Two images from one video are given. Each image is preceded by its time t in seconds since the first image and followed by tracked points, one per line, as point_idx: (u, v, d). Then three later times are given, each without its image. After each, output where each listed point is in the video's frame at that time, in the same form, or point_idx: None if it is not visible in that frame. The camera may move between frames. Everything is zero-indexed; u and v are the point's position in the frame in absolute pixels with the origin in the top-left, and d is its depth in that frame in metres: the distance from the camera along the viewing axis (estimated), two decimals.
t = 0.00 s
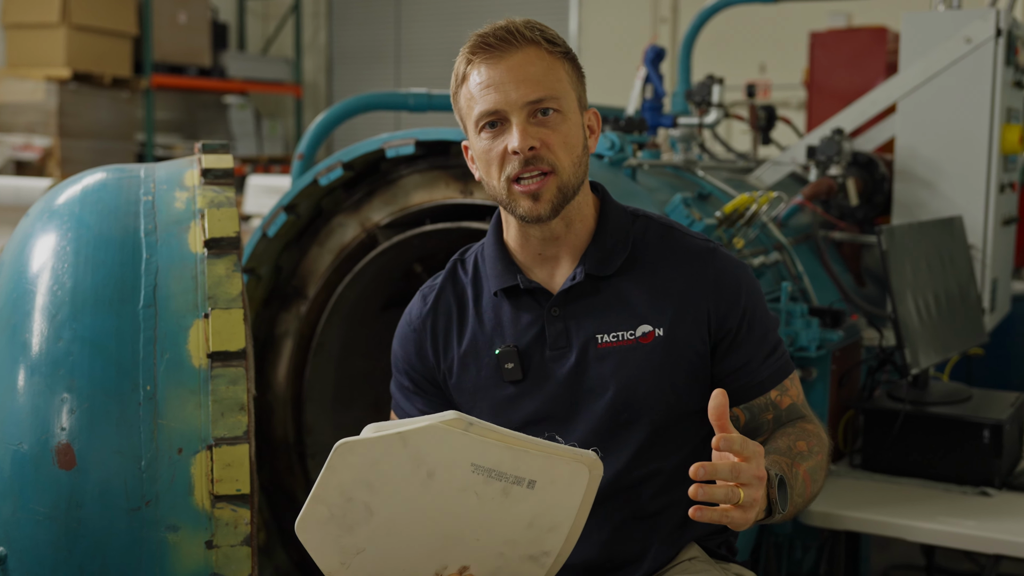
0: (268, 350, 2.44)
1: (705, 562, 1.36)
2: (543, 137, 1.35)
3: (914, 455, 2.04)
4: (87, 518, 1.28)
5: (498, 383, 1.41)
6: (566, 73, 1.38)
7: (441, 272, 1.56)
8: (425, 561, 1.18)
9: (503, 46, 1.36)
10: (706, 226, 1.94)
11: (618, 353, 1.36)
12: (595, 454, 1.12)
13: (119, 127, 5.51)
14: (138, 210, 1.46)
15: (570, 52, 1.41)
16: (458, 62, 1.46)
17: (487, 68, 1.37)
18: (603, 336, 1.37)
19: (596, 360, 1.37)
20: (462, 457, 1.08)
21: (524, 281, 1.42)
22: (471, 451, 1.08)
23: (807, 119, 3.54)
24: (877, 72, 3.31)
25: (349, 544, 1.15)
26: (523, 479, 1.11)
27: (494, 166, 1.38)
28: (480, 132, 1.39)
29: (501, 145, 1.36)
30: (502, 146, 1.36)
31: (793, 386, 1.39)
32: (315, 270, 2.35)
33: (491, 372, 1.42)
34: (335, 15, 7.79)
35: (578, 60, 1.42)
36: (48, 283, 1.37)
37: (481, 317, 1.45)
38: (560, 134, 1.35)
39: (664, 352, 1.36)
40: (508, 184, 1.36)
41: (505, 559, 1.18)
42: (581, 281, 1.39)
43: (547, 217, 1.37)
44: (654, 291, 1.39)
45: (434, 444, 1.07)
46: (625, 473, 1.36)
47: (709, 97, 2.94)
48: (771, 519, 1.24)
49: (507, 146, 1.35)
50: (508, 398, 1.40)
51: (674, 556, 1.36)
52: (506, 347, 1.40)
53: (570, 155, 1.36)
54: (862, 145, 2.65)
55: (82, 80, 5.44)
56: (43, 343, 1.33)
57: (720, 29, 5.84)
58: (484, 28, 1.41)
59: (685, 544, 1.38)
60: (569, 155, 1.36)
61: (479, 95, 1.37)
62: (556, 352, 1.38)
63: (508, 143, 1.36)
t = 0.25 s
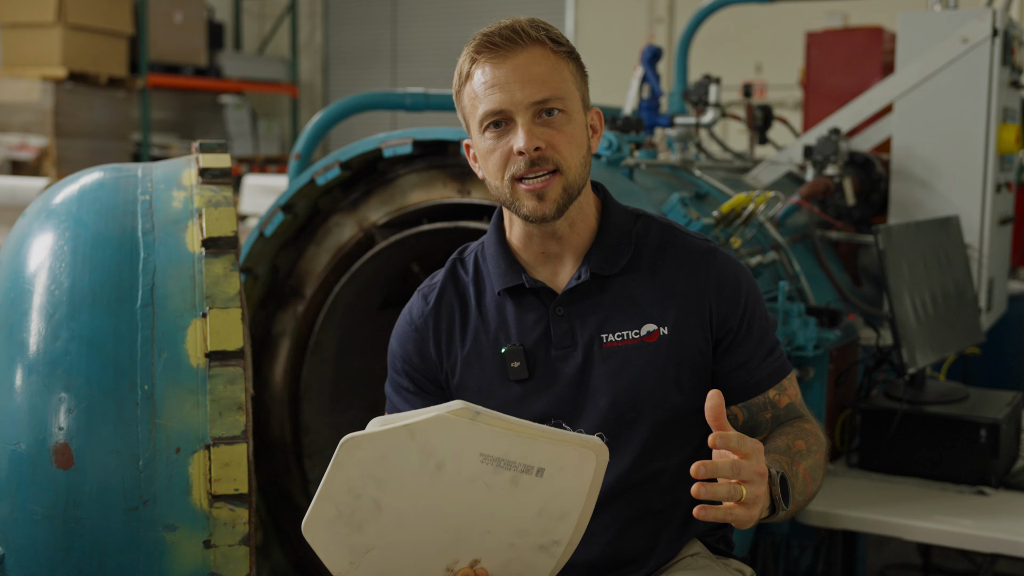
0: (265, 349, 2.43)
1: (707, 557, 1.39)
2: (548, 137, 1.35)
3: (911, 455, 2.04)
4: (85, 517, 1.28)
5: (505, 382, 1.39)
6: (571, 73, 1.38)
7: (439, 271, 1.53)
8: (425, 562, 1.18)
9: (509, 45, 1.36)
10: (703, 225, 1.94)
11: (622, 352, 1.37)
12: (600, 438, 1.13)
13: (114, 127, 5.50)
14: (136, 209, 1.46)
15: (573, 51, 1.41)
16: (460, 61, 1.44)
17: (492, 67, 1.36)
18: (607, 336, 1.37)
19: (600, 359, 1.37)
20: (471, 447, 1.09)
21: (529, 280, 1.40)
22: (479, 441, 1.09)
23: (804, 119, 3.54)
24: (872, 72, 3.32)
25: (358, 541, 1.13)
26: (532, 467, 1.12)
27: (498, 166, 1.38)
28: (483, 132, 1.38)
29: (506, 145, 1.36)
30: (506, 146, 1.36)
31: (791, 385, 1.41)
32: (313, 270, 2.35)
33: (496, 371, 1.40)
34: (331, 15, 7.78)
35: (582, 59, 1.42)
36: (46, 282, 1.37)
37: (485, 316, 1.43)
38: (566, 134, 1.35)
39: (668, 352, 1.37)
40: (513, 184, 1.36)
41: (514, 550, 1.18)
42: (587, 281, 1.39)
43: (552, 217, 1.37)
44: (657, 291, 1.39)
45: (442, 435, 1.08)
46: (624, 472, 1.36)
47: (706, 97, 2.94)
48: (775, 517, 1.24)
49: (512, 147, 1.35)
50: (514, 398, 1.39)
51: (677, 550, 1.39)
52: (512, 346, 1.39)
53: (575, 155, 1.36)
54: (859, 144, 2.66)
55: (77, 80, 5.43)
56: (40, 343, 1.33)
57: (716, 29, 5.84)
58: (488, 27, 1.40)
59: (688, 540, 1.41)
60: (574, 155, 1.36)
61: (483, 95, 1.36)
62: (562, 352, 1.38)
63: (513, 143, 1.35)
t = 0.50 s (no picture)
0: (261, 350, 2.43)
1: (705, 556, 1.39)
2: (548, 139, 1.34)
3: (907, 455, 2.04)
4: (80, 520, 1.27)
5: (504, 383, 1.38)
6: (570, 75, 1.37)
7: (435, 271, 1.52)
8: (423, 563, 1.18)
9: (509, 47, 1.35)
10: (699, 225, 1.94)
11: (621, 353, 1.37)
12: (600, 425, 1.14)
13: (110, 127, 5.49)
14: (131, 210, 1.45)
15: (572, 53, 1.40)
16: (458, 62, 1.44)
17: (492, 69, 1.35)
18: (606, 337, 1.37)
19: (600, 360, 1.37)
20: (474, 431, 1.10)
21: (528, 282, 1.40)
22: (481, 426, 1.10)
23: (800, 119, 3.54)
24: (868, 72, 3.33)
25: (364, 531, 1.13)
26: (534, 452, 1.12)
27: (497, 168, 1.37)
28: (483, 134, 1.37)
29: (505, 147, 1.35)
30: (506, 147, 1.35)
31: (794, 379, 1.40)
32: (309, 270, 2.35)
33: (494, 372, 1.39)
34: (327, 15, 7.77)
35: (581, 61, 1.42)
36: (41, 283, 1.36)
37: (483, 318, 1.43)
38: (565, 136, 1.35)
39: (667, 352, 1.37)
40: (513, 186, 1.36)
41: (519, 539, 1.18)
42: (586, 282, 1.39)
43: (550, 217, 1.37)
44: (654, 292, 1.40)
45: (445, 420, 1.09)
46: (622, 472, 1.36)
47: (703, 97, 2.94)
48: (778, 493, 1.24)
49: (511, 148, 1.34)
50: (513, 400, 1.38)
51: (677, 548, 1.40)
52: (511, 347, 1.38)
53: (574, 157, 1.36)
54: (855, 144, 2.66)
55: (73, 80, 5.42)
56: (36, 344, 1.32)
57: (712, 30, 5.85)
58: (487, 28, 1.40)
59: (687, 540, 1.41)
60: (573, 157, 1.36)
61: (483, 97, 1.36)
62: (561, 353, 1.37)
63: (513, 145, 1.35)
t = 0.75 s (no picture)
0: (256, 351, 2.42)
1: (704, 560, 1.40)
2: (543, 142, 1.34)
3: (903, 455, 2.04)
4: (73, 521, 1.27)
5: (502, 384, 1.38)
6: (564, 77, 1.37)
7: (429, 271, 1.51)
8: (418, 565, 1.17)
9: (503, 50, 1.35)
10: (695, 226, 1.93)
11: (617, 352, 1.36)
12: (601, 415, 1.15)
13: (106, 127, 5.47)
14: (125, 210, 1.45)
15: (567, 54, 1.40)
16: (452, 64, 1.43)
17: (486, 72, 1.35)
18: (602, 336, 1.37)
19: (597, 361, 1.37)
20: (479, 419, 1.10)
21: (525, 282, 1.40)
22: (485, 414, 1.10)
23: (796, 119, 3.54)
24: (864, 72, 3.33)
25: (372, 524, 1.11)
26: (538, 441, 1.13)
27: (493, 171, 1.37)
28: (477, 137, 1.37)
29: (500, 150, 1.35)
30: (501, 150, 1.35)
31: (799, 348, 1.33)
32: (304, 270, 2.34)
33: (492, 373, 1.38)
34: (323, 15, 7.77)
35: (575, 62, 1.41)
36: (33, 284, 1.35)
37: (480, 320, 1.42)
38: (560, 138, 1.34)
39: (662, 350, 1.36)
40: (509, 189, 1.35)
41: (522, 530, 1.18)
42: (583, 283, 1.39)
43: (546, 220, 1.36)
44: (648, 289, 1.39)
45: (451, 407, 1.09)
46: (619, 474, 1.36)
47: (698, 97, 2.94)
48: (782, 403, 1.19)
49: (507, 152, 1.34)
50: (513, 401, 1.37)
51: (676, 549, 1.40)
52: (509, 347, 1.38)
53: (570, 159, 1.36)
54: (851, 145, 2.65)
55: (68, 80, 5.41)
56: (28, 345, 1.31)
57: (708, 30, 5.85)
58: (481, 30, 1.39)
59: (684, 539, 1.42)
60: (568, 159, 1.35)
61: (478, 100, 1.35)
62: (559, 354, 1.37)
63: (508, 148, 1.34)
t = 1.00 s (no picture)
0: (251, 350, 2.42)
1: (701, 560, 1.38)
2: (530, 143, 1.33)
3: (899, 457, 2.04)
4: (64, 525, 1.26)
5: (494, 386, 1.37)
6: (551, 77, 1.36)
7: (422, 275, 1.51)
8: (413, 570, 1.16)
9: (487, 52, 1.34)
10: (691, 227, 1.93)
11: (606, 349, 1.36)
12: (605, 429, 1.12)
13: (102, 127, 5.46)
14: (117, 211, 1.44)
15: (553, 54, 1.39)
16: (438, 66, 1.43)
17: (471, 75, 1.34)
18: (591, 334, 1.36)
19: (586, 358, 1.36)
20: (483, 441, 1.07)
21: (515, 282, 1.39)
22: (489, 435, 1.06)
23: (792, 119, 3.53)
24: (860, 73, 3.33)
25: (376, 547, 1.10)
26: (542, 458, 1.09)
27: (481, 174, 1.36)
28: (465, 140, 1.36)
29: (488, 153, 1.34)
30: (489, 153, 1.34)
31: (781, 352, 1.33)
32: (298, 271, 2.33)
33: (485, 374, 1.38)
34: (320, 15, 7.76)
35: (561, 61, 1.41)
36: (25, 286, 1.34)
37: (471, 321, 1.42)
38: (547, 140, 1.33)
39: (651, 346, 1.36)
40: (497, 193, 1.35)
41: (528, 545, 1.15)
42: (573, 282, 1.38)
43: (537, 225, 1.36)
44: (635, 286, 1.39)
45: (455, 432, 1.05)
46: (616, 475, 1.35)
47: (694, 97, 2.94)
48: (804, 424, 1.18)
49: (494, 155, 1.34)
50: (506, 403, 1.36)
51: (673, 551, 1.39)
52: (500, 348, 1.37)
53: (557, 160, 1.35)
54: (848, 145, 2.65)
55: (64, 79, 5.40)
56: (19, 346, 1.30)
57: (704, 30, 5.86)
58: (465, 32, 1.38)
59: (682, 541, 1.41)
60: (556, 160, 1.35)
61: (463, 103, 1.34)
62: (550, 353, 1.36)
63: (495, 151, 1.34)
